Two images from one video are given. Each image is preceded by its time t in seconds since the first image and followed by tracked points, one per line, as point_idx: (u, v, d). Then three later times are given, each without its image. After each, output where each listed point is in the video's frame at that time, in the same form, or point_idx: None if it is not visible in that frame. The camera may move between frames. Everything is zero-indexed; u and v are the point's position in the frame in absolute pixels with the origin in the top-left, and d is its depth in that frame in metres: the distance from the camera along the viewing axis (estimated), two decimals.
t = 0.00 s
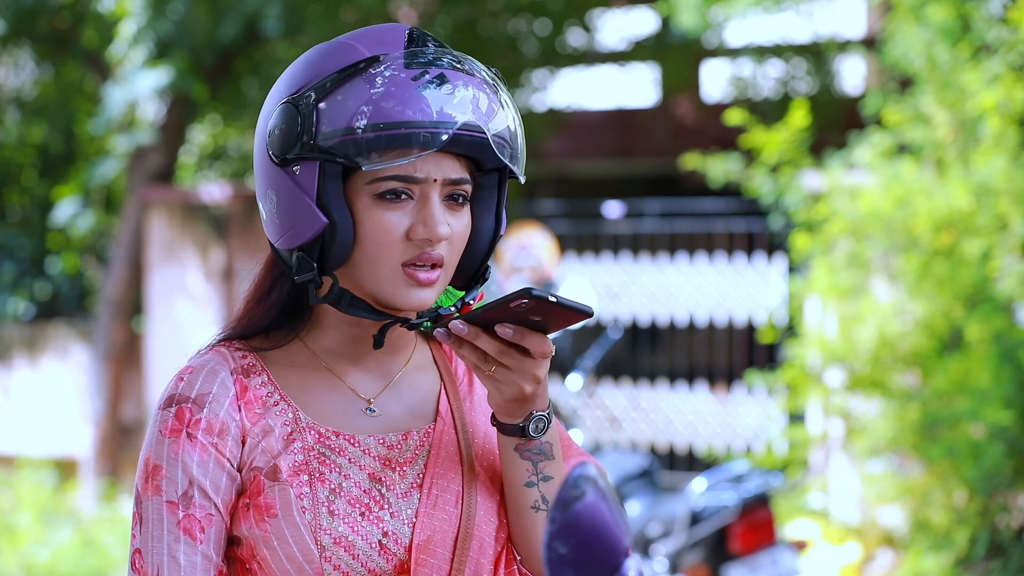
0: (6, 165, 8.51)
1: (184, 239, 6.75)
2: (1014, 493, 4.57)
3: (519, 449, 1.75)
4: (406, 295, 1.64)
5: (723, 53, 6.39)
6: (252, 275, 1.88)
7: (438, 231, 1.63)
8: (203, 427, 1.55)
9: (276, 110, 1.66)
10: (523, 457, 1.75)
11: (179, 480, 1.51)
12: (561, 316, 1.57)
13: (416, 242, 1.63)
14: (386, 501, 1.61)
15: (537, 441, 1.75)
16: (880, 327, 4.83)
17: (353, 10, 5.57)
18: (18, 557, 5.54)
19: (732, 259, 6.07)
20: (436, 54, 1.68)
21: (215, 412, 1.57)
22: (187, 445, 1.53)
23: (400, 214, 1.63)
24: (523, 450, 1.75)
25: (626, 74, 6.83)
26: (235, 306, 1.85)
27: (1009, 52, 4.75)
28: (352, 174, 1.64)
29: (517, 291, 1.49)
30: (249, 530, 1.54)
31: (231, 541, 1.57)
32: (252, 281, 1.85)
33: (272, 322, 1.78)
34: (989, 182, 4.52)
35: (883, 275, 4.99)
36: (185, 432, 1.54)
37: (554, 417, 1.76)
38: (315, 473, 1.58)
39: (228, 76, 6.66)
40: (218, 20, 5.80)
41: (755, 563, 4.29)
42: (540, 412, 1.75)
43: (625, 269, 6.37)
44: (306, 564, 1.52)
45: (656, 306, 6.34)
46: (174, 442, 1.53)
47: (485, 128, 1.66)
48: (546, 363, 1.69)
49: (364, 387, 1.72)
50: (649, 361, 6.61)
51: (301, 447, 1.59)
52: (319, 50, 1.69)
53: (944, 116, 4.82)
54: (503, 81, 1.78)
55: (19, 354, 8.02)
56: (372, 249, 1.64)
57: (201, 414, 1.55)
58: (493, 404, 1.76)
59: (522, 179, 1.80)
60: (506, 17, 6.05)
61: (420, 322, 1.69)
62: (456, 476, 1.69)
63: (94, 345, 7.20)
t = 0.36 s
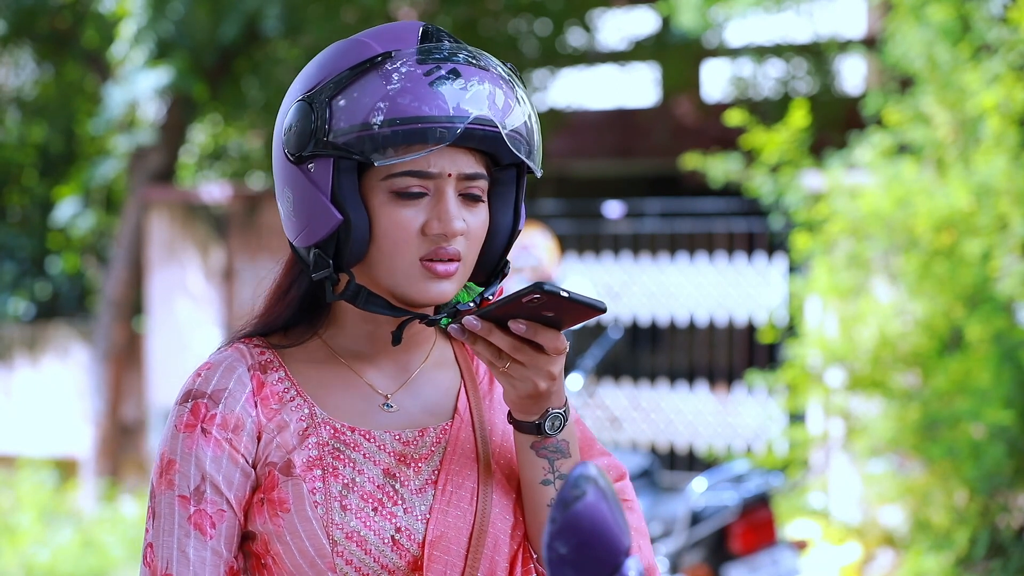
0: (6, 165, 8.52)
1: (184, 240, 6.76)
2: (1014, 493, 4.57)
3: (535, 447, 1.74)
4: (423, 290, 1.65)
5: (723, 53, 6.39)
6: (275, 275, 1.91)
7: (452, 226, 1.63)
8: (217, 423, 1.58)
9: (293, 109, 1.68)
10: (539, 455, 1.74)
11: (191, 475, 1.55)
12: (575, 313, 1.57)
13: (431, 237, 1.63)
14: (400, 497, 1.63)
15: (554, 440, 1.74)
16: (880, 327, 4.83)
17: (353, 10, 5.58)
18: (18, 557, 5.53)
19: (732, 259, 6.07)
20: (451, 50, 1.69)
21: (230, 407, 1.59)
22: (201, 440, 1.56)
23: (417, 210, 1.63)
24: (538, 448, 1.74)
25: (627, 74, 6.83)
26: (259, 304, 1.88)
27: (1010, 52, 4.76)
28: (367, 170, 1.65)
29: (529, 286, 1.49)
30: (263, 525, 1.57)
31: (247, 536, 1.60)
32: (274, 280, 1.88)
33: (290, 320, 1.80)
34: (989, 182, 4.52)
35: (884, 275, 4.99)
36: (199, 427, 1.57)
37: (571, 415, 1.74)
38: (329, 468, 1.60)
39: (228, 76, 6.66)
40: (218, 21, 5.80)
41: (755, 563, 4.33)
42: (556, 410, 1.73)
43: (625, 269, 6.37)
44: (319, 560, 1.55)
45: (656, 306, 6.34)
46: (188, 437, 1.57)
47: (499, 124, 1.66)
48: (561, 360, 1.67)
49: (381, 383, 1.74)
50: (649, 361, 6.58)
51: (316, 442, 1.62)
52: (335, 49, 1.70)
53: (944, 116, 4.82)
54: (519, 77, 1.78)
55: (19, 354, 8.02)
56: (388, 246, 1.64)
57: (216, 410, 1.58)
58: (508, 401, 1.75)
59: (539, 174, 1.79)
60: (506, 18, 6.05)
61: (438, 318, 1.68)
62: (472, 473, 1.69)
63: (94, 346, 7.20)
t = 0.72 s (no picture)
0: (6, 165, 8.53)
1: (184, 240, 6.78)
2: (1015, 493, 4.57)
3: (550, 445, 1.75)
4: (443, 288, 1.66)
5: (723, 53, 6.39)
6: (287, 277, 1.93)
7: (473, 220, 1.65)
8: (228, 420, 1.60)
9: (304, 109, 1.68)
10: (554, 453, 1.75)
11: (201, 472, 1.57)
12: (586, 310, 1.58)
13: (453, 233, 1.65)
14: (413, 492, 1.64)
15: (567, 438, 1.75)
16: (880, 327, 4.83)
17: (353, 10, 5.59)
18: (18, 557, 5.53)
19: (732, 259, 6.08)
20: (462, 46, 1.69)
21: (241, 405, 1.61)
22: (212, 437, 1.58)
23: (435, 207, 1.65)
24: (553, 446, 1.75)
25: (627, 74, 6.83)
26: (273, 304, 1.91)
27: (1010, 51, 4.76)
28: (382, 165, 1.66)
29: (543, 285, 1.50)
30: (276, 522, 1.59)
31: (261, 533, 1.62)
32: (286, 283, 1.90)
33: (304, 321, 1.83)
34: (989, 182, 4.53)
35: (885, 275, 4.99)
36: (210, 424, 1.59)
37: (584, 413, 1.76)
38: (342, 464, 1.62)
39: (228, 76, 6.66)
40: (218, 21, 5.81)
41: (755, 562, 4.33)
42: (570, 408, 1.74)
43: (625, 269, 6.38)
44: (332, 556, 1.57)
45: (656, 306, 6.37)
46: (198, 434, 1.58)
47: (514, 115, 1.66)
48: (574, 357, 1.69)
49: (396, 378, 1.76)
50: (650, 361, 6.53)
51: (330, 438, 1.64)
52: (344, 49, 1.71)
53: (944, 116, 4.82)
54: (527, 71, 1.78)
55: (19, 354, 8.02)
56: (407, 243, 1.65)
57: (227, 408, 1.60)
58: (522, 400, 1.76)
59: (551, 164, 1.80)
60: (506, 17, 6.05)
61: (458, 313, 1.70)
62: (486, 469, 1.71)
63: (95, 346, 7.21)
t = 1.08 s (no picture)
0: (6, 165, 8.53)
1: (184, 240, 6.78)
2: (1015, 493, 4.57)
3: (564, 443, 1.76)
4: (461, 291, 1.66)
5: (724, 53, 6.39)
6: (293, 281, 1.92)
7: (490, 221, 1.64)
8: (239, 425, 1.60)
9: (311, 118, 1.68)
10: (568, 451, 1.75)
11: (209, 477, 1.57)
12: (602, 305, 1.58)
13: (470, 235, 1.64)
14: (426, 496, 1.65)
15: (581, 435, 1.76)
16: (881, 327, 4.83)
17: (354, 10, 5.60)
18: (18, 557, 5.53)
19: (732, 259, 6.09)
20: (470, 47, 1.69)
21: (253, 410, 1.62)
22: (222, 442, 1.58)
23: (451, 210, 1.65)
24: (567, 444, 1.76)
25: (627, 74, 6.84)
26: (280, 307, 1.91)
27: (1010, 51, 4.76)
28: (395, 170, 1.66)
29: (561, 282, 1.50)
30: (288, 527, 1.58)
31: (272, 537, 1.61)
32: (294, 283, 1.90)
33: (313, 325, 1.82)
34: (989, 182, 4.53)
35: (885, 275, 4.99)
36: (220, 429, 1.59)
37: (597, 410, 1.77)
38: (354, 468, 1.62)
39: (228, 76, 6.65)
40: (218, 20, 5.80)
41: (755, 563, 4.34)
42: (583, 406, 1.75)
43: (626, 270, 6.40)
44: (345, 561, 1.57)
45: (657, 306, 6.39)
46: (208, 438, 1.58)
47: (526, 114, 1.67)
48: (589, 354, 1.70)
49: (408, 383, 1.76)
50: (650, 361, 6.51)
51: (342, 443, 1.64)
52: (346, 55, 1.71)
53: (944, 116, 4.83)
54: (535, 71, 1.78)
55: (19, 354, 8.02)
56: (423, 248, 1.65)
57: (238, 413, 1.61)
58: (535, 400, 1.77)
59: (559, 159, 1.80)
60: (507, 17, 6.11)
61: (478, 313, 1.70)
62: (498, 470, 1.71)
63: (94, 346, 7.21)
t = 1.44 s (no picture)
0: (7, 165, 8.54)
1: (184, 240, 6.78)
2: (1015, 493, 4.58)
3: (570, 446, 1.75)
4: (458, 294, 1.66)
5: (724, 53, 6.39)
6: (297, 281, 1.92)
7: (488, 225, 1.64)
8: (243, 428, 1.60)
9: (314, 117, 1.68)
10: (573, 454, 1.75)
11: (213, 480, 1.56)
12: (611, 303, 1.58)
13: (467, 238, 1.64)
14: (431, 499, 1.65)
15: (587, 437, 1.76)
16: (881, 327, 4.83)
17: (354, 10, 5.60)
18: (19, 557, 5.52)
19: (732, 259, 6.10)
20: (474, 49, 1.69)
21: (257, 413, 1.62)
22: (226, 446, 1.58)
23: (449, 212, 1.65)
24: (574, 447, 1.76)
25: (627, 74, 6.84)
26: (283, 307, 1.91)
27: (1011, 51, 4.76)
28: (396, 173, 1.66)
29: (571, 281, 1.50)
30: (294, 531, 1.59)
31: (276, 539, 1.62)
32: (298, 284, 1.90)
33: (318, 327, 1.81)
34: (990, 182, 4.53)
35: (885, 274, 4.99)
36: (225, 432, 1.59)
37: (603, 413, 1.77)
38: (360, 472, 1.62)
39: (229, 76, 6.65)
40: (218, 21, 5.80)
41: (756, 563, 4.34)
42: (589, 408, 1.75)
43: (626, 270, 6.43)
44: (351, 564, 1.57)
45: (658, 307, 6.40)
46: (212, 442, 1.58)
47: (528, 117, 1.67)
48: (597, 354, 1.69)
49: (412, 386, 1.77)
50: (651, 360, 6.48)
51: (347, 446, 1.64)
52: (352, 54, 1.71)
53: (945, 116, 4.83)
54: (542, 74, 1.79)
55: (19, 354, 8.02)
56: (422, 251, 1.65)
57: (242, 416, 1.61)
58: (541, 403, 1.78)
59: (565, 165, 1.81)
60: (507, 17, 6.10)
61: (477, 317, 1.70)
62: (503, 472, 1.71)
63: (95, 345, 7.21)
